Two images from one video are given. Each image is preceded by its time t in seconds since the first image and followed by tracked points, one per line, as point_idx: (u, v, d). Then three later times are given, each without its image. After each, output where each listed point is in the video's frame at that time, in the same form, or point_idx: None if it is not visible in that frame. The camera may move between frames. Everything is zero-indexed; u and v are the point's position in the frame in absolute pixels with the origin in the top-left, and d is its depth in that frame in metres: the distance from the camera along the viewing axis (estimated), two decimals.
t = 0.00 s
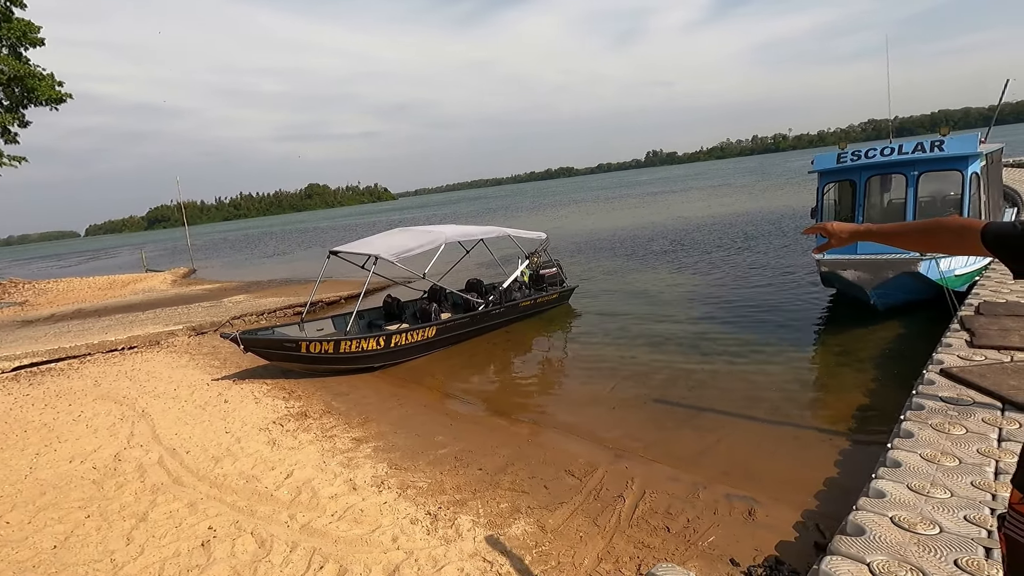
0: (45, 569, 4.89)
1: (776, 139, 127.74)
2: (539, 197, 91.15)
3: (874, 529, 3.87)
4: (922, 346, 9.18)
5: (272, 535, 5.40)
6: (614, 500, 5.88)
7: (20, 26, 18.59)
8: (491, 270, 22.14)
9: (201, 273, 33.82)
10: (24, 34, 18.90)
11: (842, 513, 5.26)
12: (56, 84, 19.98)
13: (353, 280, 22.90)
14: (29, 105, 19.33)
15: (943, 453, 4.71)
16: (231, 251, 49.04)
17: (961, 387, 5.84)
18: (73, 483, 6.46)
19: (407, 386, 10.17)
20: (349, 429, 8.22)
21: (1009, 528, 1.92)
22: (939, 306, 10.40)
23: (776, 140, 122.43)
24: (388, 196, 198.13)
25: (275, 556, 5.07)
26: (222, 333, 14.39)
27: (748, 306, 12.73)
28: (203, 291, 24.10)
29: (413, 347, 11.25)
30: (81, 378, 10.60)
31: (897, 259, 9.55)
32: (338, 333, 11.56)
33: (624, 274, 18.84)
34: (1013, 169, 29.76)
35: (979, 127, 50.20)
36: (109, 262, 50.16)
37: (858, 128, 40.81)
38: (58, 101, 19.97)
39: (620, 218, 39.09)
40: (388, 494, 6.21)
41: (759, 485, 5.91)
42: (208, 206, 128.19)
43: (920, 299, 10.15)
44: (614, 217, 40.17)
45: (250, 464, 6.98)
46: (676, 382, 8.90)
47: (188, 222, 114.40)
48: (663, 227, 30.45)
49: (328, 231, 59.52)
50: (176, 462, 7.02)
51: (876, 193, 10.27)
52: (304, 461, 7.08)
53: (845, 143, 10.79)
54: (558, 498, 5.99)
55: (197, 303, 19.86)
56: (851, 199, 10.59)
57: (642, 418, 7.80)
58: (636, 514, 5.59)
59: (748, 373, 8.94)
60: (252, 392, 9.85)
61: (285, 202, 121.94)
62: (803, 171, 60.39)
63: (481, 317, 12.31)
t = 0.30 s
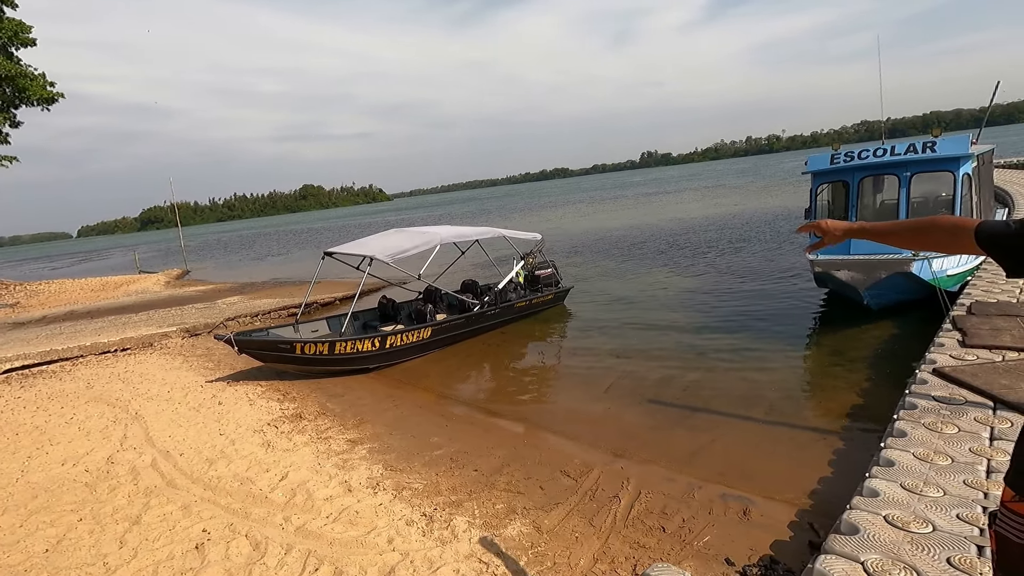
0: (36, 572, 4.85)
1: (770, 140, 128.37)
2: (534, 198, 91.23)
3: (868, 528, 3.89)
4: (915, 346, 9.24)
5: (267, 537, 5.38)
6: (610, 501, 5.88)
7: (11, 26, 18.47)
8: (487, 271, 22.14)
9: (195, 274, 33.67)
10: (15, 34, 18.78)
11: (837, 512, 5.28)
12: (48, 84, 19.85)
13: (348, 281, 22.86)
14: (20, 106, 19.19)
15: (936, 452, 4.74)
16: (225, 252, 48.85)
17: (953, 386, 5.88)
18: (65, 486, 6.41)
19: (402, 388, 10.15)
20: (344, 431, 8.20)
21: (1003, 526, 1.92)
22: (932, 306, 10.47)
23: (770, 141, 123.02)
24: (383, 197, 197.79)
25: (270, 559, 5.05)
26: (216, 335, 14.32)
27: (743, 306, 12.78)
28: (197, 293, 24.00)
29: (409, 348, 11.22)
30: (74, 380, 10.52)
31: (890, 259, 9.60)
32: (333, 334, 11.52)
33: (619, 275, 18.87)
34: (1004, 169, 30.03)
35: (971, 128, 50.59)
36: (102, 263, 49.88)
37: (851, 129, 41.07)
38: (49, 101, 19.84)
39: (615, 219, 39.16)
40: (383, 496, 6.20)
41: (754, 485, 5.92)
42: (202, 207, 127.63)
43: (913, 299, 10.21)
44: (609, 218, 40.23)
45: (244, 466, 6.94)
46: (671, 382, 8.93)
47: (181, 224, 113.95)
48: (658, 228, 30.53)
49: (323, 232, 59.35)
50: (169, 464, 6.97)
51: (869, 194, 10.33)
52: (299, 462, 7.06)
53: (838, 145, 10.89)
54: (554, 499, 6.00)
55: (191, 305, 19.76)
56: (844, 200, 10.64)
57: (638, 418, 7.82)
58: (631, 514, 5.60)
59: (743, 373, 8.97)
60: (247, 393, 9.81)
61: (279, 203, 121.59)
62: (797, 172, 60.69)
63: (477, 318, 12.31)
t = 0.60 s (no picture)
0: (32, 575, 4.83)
1: (767, 141, 128.69)
2: (531, 199, 91.23)
3: (864, 527, 3.91)
4: (911, 346, 9.28)
5: (264, 538, 5.37)
6: (607, 501, 5.89)
7: (7, 26, 18.40)
8: (484, 271, 22.14)
9: (192, 275, 33.58)
10: (10, 34, 18.69)
11: (833, 512, 5.31)
12: (43, 84, 19.77)
13: (345, 282, 22.82)
14: (15, 106, 19.11)
15: (932, 452, 4.76)
16: (221, 253, 48.69)
17: (949, 386, 5.91)
18: (61, 488, 6.39)
19: (400, 388, 10.14)
20: (341, 431, 8.19)
21: (1000, 526, 1.91)
22: (928, 306, 10.51)
23: (767, 142, 123.37)
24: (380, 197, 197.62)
25: (267, 560, 5.04)
26: (213, 335, 14.28)
27: (740, 307, 12.80)
28: (194, 293, 23.94)
29: (406, 349, 11.21)
30: (70, 381, 10.48)
31: (886, 259, 9.64)
32: (330, 335, 11.51)
33: (616, 275, 18.90)
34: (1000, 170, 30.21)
35: (966, 129, 50.83)
36: (98, 264, 49.73)
37: (848, 131, 41.27)
38: (45, 101, 19.76)
39: (613, 220, 39.18)
40: (380, 497, 6.19)
41: (751, 485, 5.94)
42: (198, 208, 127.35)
43: (909, 300, 10.25)
44: (606, 219, 40.24)
45: (241, 467, 6.93)
46: (669, 383, 8.94)
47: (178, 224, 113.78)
48: (655, 229, 30.57)
49: (320, 233, 59.23)
50: (166, 465, 6.96)
51: (865, 194, 10.37)
52: (296, 463, 7.04)
53: (834, 146, 10.93)
54: (552, 499, 6.00)
55: (188, 305, 19.72)
56: (841, 201, 10.68)
57: (635, 418, 7.83)
58: (629, 515, 5.61)
59: (740, 373, 8.99)
60: (244, 394, 9.79)
61: (275, 204, 121.38)
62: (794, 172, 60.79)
63: (474, 319, 12.31)
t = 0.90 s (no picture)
0: None
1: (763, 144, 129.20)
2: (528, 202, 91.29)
3: (860, 529, 3.92)
4: (907, 348, 9.32)
5: (260, 542, 5.35)
6: (604, 503, 5.89)
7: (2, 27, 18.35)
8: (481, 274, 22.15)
9: (187, 277, 33.45)
10: (5, 36, 18.64)
11: (830, 514, 5.32)
12: (37, 85, 19.70)
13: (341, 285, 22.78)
14: (10, 107, 19.03)
15: (927, 454, 4.79)
16: (216, 255, 48.54)
17: (944, 388, 5.94)
18: (55, 492, 6.35)
19: (396, 391, 10.11)
20: (338, 434, 8.17)
21: (997, 528, 1.91)
22: (922, 308, 10.56)
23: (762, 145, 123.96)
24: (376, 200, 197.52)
25: (263, 563, 5.02)
26: (208, 338, 14.23)
27: (736, 309, 12.83)
28: (189, 296, 23.85)
29: (402, 351, 11.19)
30: (64, 384, 10.43)
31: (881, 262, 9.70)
32: (326, 337, 11.49)
33: (613, 278, 18.91)
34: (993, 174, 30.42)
35: (960, 133, 51.17)
36: (93, 266, 49.55)
37: (842, 134, 41.50)
38: (40, 103, 19.70)
39: (609, 223, 39.25)
40: (377, 500, 6.17)
41: (747, 487, 5.95)
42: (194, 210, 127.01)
43: (904, 302, 10.31)
44: (603, 222, 40.30)
45: (237, 470, 6.90)
46: (665, 385, 8.95)
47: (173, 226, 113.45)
48: (652, 231, 30.63)
49: (316, 235, 59.11)
50: (161, 469, 6.92)
51: (860, 197, 10.43)
52: (292, 466, 7.02)
53: (830, 149, 10.96)
54: (548, 502, 6.00)
55: (183, 308, 19.65)
56: (836, 204, 10.73)
57: (632, 421, 7.83)
58: (626, 517, 5.61)
59: (736, 375, 9.00)
60: (239, 397, 9.75)
61: (271, 206, 121.19)
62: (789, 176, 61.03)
63: (471, 321, 12.31)
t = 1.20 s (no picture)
0: None
1: (759, 145, 129.80)
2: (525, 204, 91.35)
3: (857, 529, 3.93)
4: (903, 349, 9.34)
5: (257, 544, 5.33)
6: (602, 504, 5.90)
7: None
8: (478, 275, 22.14)
9: (183, 280, 33.35)
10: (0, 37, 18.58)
11: (826, 513, 5.33)
12: (32, 87, 19.64)
13: (338, 287, 22.76)
14: (5, 109, 18.96)
15: (923, 454, 4.80)
16: (212, 257, 48.44)
17: (940, 388, 5.96)
18: (51, 495, 6.32)
19: (394, 393, 10.10)
20: (335, 436, 8.16)
21: (992, 526, 1.91)
22: (918, 309, 10.60)
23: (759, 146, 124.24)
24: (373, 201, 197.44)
25: (260, 566, 5.01)
26: (205, 340, 14.20)
27: (733, 310, 12.86)
28: (185, 298, 23.78)
29: (400, 353, 11.18)
30: (60, 387, 10.38)
31: (877, 262, 9.74)
32: (324, 339, 11.47)
33: (610, 279, 18.93)
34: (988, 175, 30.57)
35: (954, 134, 51.44)
36: (89, 268, 49.38)
37: (838, 136, 41.66)
38: (35, 105, 19.64)
39: (606, 224, 39.30)
40: (375, 501, 6.17)
41: (745, 487, 5.96)
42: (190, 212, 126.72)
43: (899, 303, 10.34)
44: (600, 223, 40.34)
45: (234, 472, 6.88)
46: (662, 386, 8.97)
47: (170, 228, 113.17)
48: (649, 233, 30.68)
49: (313, 237, 59.00)
50: (158, 471, 6.90)
51: (855, 198, 10.48)
52: (290, 468, 7.01)
53: (826, 150, 10.98)
54: (546, 503, 6.00)
55: (180, 310, 19.60)
56: (832, 205, 10.77)
57: (630, 422, 7.84)
58: (624, 518, 5.62)
59: (733, 376, 9.02)
60: (236, 399, 9.73)
61: (268, 208, 121.03)
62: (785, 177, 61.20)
63: (468, 323, 12.32)
